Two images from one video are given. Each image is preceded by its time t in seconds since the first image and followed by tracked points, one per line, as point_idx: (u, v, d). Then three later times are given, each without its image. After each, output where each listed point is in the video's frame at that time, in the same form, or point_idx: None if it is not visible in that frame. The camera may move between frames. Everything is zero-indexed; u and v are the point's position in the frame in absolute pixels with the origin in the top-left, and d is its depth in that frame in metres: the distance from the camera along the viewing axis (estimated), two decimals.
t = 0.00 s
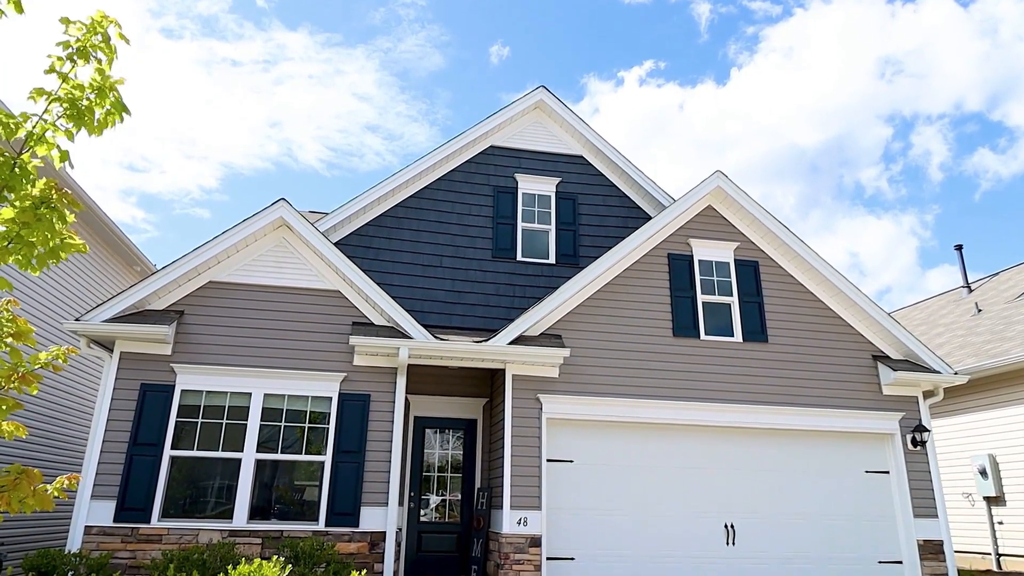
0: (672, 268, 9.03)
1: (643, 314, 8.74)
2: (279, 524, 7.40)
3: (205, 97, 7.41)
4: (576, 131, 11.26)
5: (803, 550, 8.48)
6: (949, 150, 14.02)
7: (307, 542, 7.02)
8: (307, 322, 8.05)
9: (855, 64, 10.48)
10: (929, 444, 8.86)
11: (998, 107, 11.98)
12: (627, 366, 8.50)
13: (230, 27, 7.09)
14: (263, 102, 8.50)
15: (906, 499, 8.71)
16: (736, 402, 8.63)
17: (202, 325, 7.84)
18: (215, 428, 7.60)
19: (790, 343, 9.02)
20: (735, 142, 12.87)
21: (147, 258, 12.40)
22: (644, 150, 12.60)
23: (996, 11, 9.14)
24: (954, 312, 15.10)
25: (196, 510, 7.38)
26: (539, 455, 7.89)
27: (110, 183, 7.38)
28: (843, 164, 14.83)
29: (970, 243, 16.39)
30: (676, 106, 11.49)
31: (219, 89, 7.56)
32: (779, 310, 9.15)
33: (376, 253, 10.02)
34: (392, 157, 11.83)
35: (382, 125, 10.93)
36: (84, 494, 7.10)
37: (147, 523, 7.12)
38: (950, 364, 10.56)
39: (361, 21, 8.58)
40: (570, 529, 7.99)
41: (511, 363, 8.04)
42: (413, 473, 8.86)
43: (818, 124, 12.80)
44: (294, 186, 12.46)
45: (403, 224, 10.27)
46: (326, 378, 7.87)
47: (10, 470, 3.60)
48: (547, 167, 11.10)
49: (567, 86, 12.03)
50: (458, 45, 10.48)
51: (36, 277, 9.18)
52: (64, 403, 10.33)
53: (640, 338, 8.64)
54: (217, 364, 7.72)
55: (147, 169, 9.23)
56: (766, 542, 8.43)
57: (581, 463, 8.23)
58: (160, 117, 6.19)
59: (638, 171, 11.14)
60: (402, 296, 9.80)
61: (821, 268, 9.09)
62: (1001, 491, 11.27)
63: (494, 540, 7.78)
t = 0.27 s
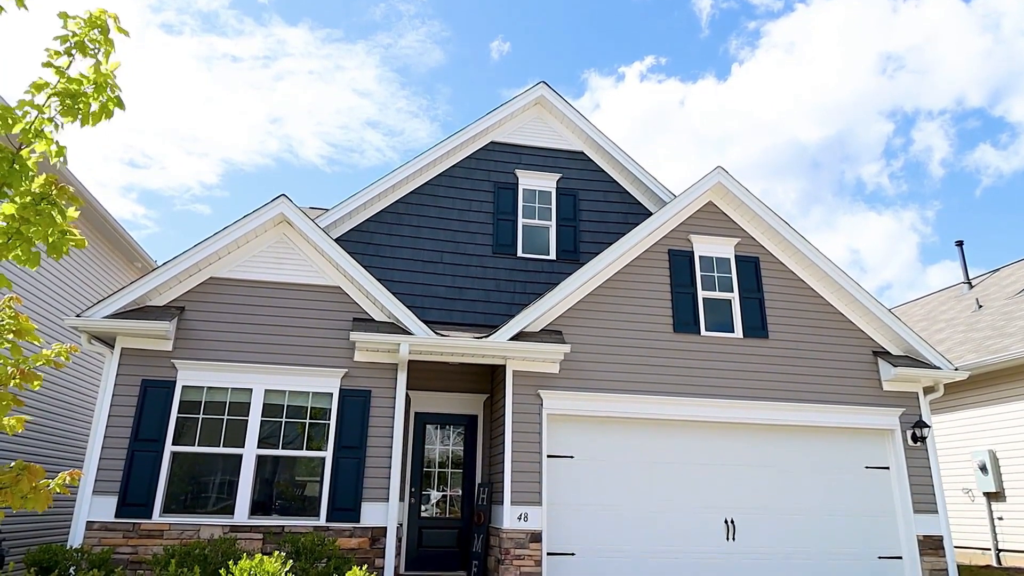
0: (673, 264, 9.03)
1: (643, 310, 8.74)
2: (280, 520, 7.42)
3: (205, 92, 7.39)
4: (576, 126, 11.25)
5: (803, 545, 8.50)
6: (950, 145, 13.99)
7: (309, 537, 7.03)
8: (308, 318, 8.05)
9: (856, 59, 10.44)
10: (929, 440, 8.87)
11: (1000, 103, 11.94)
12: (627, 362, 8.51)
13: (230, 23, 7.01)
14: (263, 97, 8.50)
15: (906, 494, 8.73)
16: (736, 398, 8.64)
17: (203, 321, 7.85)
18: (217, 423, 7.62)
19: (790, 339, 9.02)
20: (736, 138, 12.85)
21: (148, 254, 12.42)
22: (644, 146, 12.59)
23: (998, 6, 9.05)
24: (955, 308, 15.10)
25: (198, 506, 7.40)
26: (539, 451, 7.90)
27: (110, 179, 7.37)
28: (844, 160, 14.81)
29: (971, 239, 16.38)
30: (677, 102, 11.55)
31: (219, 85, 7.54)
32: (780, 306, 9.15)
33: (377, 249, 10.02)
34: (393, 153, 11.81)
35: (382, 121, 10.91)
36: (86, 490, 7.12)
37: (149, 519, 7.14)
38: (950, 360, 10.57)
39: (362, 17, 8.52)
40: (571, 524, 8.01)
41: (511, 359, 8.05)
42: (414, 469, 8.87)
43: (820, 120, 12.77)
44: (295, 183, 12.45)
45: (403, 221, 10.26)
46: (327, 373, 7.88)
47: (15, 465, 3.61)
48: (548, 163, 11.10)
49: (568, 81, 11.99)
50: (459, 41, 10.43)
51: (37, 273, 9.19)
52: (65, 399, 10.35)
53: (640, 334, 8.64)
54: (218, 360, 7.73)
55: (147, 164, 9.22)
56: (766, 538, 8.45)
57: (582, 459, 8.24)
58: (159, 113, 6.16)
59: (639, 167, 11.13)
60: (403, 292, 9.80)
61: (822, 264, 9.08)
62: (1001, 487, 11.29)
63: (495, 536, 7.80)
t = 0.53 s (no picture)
0: (673, 260, 9.03)
1: (644, 306, 8.74)
2: (281, 515, 7.44)
3: (205, 88, 7.37)
4: (577, 123, 11.23)
5: (803, 541, 8.51)
6: (951, 141, 13.97)
7: (309, 533, 7.04)
8: (309, 314, 8.06)
9: (857, 54, 10.42)
10: (929, 436, 8.87)
11: (1001, 98, 11.91)
12: (628, 358, 8.51)
13: (230, 19, 6.91)
14: (262, 93, 8.50)
15: (906, 490, 8.74)
16: (737, 394, 8.64)
17: (203, 317, 7.86)
18: (218, 419, 7.63)
19: (791, 335, 9.02)
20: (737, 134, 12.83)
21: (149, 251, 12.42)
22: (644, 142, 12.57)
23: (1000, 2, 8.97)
24: (956, 304, 15.10)
25: (199, 501, 7.41)
26: (540, 447, 7.91)
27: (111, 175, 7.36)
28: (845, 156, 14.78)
29: (972, 235, 16.36)
30: (678, 98, 11.52)
31: (219, 80, 7.52)
32: (781, 302, 9.15)
33: (377, 245, 10.02)
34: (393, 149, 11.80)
35: (383, 117, 10.88)
36: (87, 486, 7.13)
37: (150, 515, 7.16)
38: (950, 356, 10.57)
39: (363, 13, 8.48)
40: (571, 520, 8.03)
41: (512, 355, 8.06)
42: (415, 465, 8.88)
43: (821, 116, 12.75)
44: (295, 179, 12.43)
45: (404, 217, 10.26)
46: (328, 369, 7.88)
47: (16, 461, 3.60)
48: (549, 159, 11.09)
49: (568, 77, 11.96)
50: (459, 37, 10.34)
51: (37, 269, 9.20)
52: (66, 396, 10.36)
53: (641, 330, 8.65)
54: (218, 356, 7.74)
55: (147, 161, 9.20)
56: (766, 534, 8.46)
57: (582, 455, 8.25)
58: (159, 109, 6.15)
59: (640, 163, 11.12)
60: (403, 288, 9.80)
61: (823, 261, 9.07)
62: (1002, 483, 11.30)
63: (496, 532, 7.82)
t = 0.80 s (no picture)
0: (674, 256, 9.03)
1: (644, 302, 8.74)
2: (282, 511, 7.45)
3: (205, 84, 7.35)
4: (577, 119, 11.22)
5: (803, 537, 8.52)
6: (953, 137, 13.95)
7: (310, 529, 7.05)
8: (310, 310, 8.06)
9: (859, 50, 10.40)
10: (929, 432, 8.88)
11: (1003, 94, 11.89)
12: (628, 354, 8.52)
13: (229, 14, 6.73)
14: (263, 89, 8.51)
15: (906, 486, 8.75)
16: (737, 390, 8.65)
17: (204, 314, 7.86)
18: (218, 416, 7.63)
19: (792, 331, 9.03)
20: (738, 130, 12.81)
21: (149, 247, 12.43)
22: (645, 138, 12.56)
23: None
24: (956, 300, 15.10)
25: (200, 497, 7.42)
26: (540, 444, 7.92)
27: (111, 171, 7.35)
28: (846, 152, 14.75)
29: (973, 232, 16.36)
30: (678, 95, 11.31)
31: (219, 76, 7.51)
32: (781, 298, 9.15)
33: (377, 242, 10.02)
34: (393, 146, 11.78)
35: (383, 113, 10.87)
36: (88, 482, 7.15)
37: (151, 511, 7.17)
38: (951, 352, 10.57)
39: (363, 8, 8.49)
40: (572, 516, 8.04)
41: (513, 352, 8.06)
42: (416, 461, 8.89)
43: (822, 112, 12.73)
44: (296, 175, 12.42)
45: (404, 213, 10.26)
46: (328, 366, 7.89)
47: (17, 458, 3.60)
48: (549, 156, 11.09)
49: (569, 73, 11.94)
50: (459, 34, 10.27)
51: (37, 266, 9.20)
52: (67, 392, 10.37)
53: (641, 326, 8.65)
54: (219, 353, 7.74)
55: (147, 157, 9.20)
56: (766, 529, 8.47)
57: (583, 451, 8.26)
58: (159, 106, 6.12)
59: (640, 159, 11.11)
60: (404, 285, 9.80)
61: (823, 257, 9.07)
62: (1001, 479, 11.31)
63: (496, 528, 7.84)
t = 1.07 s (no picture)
0: (675, 253, 9.03)
1: (645, 299, 8.75)
2: (283, 507, 7.47)
3: (205, 80, 7.33)
4: (578, 115, 11.21)
5: (803, 533, 8.54)
6: (953, 134, 13.93)
7: (311, 525, 7.06)
8: (310, 306, 8.07)
9: (860, 46, 10.38)
10: (929, 428, 8.89)
11: (1004, 90, 11.87)
12: (629, 351, 8.53)
13: (230, 11, 6.72)
14: (263, 86, 8.52)
15: (906, 482, 8.76)
16: (737, 386, 8.66)
17: (204, 310, 7.86)
18: (219, 412, 7.65)
19: (792, 327, 9.03)
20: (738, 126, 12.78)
21: (149, 244, 12.44)
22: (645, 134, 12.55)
23: None
24: (956, 297, 15.10)
25: (201, 493, 7.44)
26: (541, 440, 7.94)
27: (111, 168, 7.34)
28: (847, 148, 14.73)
29: (974, 228, 16.36)
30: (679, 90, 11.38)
31: (218, 73, 7.48)
32: (782, 295, 9.15)
33: (378, 238, 10.02)
34: (394, 142, 11.77)
35: (384, 109, 10.84)
36: (89, 478, 7.16)
37: (152, 507, 7.19)
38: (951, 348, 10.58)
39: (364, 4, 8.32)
40: (573, 512, 8.06)
41: (513, 348, 8.07)
42: (416, 457, 8.91)
43: (823, 108, 12.71)
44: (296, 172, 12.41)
45: (405, 210, 10.26)
46: (329, 362, 7.90)
47: (18, 454, 3.56)
48: (550, 152, 11.08)
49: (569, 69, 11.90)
50: (459, 30, 10.28)
51: (38, 262, 9.21)
52: (68, 388, 10.39)
53: (642, 322, 8.65)
54: (219, 349, 7.75)
55: (147, 154, 9.19)
56: (766, 525, 8.49)
57: (583, 447, 8.27)
58: (159, 103, 6.11)
59: (641, 156, 11.11)
60: (404, 281, 9.80)
61: (824, 253, 9.07)
62: (1001, 475, 11.33)
63: (497, 523, 7.87)
